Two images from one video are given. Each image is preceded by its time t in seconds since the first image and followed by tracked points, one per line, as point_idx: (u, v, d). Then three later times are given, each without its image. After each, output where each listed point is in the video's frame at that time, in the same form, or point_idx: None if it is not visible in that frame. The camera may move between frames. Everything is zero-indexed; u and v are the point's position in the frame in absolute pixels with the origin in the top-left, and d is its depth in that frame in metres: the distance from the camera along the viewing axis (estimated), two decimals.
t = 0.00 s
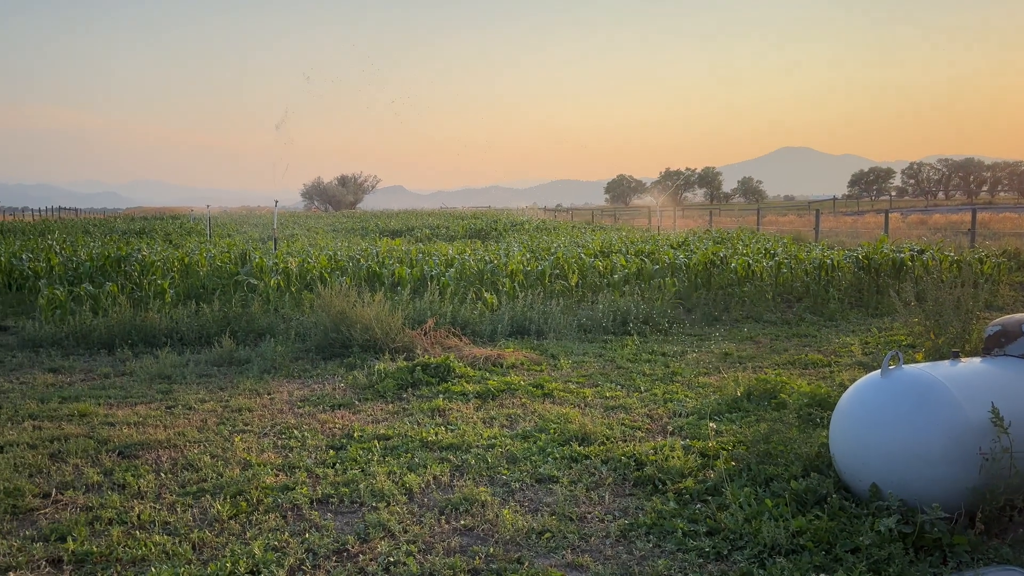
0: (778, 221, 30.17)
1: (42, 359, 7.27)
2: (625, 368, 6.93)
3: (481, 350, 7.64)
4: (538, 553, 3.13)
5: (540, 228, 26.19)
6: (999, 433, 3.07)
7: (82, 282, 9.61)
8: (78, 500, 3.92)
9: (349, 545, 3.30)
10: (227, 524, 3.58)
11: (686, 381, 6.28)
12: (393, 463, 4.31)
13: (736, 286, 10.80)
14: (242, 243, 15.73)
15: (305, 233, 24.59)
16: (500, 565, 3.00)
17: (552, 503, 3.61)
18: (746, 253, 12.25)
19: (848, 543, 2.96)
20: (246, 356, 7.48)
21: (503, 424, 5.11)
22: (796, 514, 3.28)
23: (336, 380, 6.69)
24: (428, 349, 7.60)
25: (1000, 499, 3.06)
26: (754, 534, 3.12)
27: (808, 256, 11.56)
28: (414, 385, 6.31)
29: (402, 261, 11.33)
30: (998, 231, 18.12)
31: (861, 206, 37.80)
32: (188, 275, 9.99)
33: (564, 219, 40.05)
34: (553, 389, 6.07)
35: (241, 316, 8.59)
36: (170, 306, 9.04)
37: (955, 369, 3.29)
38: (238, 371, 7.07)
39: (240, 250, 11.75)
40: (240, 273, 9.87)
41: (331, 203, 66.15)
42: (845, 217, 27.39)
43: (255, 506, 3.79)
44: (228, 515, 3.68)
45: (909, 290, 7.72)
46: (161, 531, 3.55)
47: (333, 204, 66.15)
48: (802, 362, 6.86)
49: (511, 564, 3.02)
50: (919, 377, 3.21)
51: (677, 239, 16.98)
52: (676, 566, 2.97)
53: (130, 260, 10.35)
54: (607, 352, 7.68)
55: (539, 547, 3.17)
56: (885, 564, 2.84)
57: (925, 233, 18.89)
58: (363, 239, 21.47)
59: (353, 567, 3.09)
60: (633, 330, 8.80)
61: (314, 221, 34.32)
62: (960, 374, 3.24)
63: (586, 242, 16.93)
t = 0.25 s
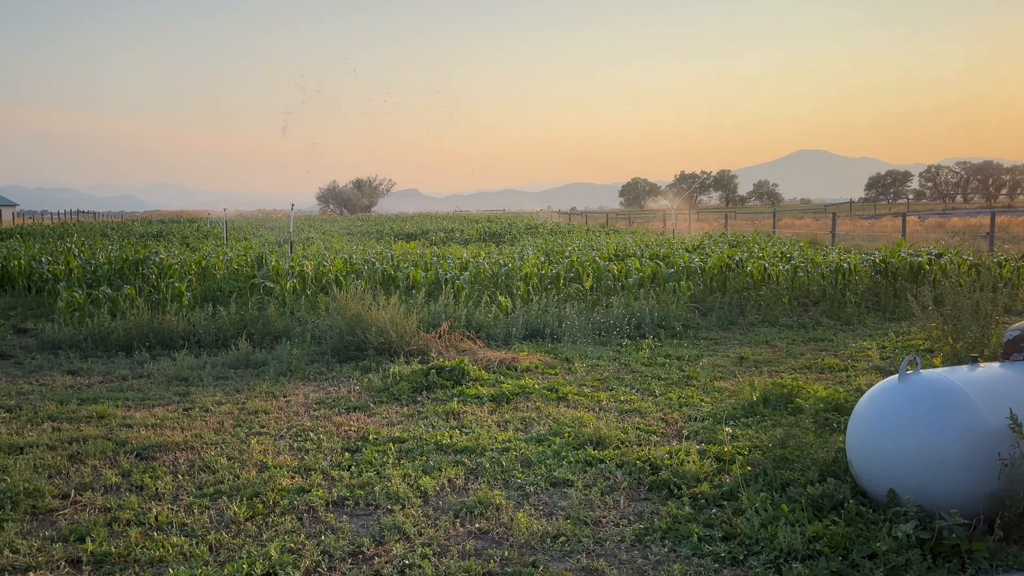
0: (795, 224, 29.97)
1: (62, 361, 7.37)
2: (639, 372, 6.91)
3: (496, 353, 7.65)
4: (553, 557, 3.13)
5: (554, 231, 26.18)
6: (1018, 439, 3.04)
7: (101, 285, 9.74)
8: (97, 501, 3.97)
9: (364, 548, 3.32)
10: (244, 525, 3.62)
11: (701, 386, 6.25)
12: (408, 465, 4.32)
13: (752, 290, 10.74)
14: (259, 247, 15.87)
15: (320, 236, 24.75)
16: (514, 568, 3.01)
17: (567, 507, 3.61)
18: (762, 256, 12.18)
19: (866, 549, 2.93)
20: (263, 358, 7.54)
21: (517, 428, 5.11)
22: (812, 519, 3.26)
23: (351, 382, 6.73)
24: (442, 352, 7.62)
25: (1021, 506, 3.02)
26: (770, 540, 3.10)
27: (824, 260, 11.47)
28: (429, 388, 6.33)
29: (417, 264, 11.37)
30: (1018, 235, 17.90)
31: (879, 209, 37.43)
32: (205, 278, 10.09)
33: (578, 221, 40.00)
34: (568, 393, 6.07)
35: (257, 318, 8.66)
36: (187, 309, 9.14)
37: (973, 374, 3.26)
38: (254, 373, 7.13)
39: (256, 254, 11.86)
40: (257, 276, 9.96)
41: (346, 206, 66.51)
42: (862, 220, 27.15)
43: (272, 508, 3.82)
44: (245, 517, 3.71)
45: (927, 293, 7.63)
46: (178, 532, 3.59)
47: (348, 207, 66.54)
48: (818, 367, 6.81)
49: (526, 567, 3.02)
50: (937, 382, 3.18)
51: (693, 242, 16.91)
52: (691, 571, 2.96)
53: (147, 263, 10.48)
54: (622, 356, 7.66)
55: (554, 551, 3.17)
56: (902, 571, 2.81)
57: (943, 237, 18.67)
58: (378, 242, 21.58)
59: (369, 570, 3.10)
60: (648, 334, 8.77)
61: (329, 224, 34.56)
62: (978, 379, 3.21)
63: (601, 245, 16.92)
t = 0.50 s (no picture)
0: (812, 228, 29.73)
1: (83, 365, 7.47)
2: (655, 376, 6.89)
3: (511, 357, 7.66)
4: (569, 561, 3.13)
5: (569, 235, 26.16)
6: None
7: (120, 289, 9.87)
8: (116, 503, 4.02)
9: (381, 551, 3.33)
10: (261, 528, 3.65)
11: (718, 391, 6.21)
12: (424, 469, 4.33)
13: (769, 294, 10.67)
14: (276, 251, 16.00)
15: (335, 241, 24.91)
16: (530, 573, 3.01)
17: (583, 512, 3.60)
18: (779, 261, 12.09)
19: (885, 556, 2.90)
20: (280, 362, 7.60)
21: (533, 432, 5.11)
22: (831, 525, 3.23)
23: (367, 386, 6.76)
24: (458, 356, 7.65)
25: None
26: (788, 545, 3.08)
27: (843, 264, 11.36)
28: (445, 392, 6.35)
29: (433, 268, 11.42)
30: None
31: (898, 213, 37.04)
32: (224, 282, 10.19)
33: (593, 226, 39.91)
34: (583, 397, 6.06)
35: (274, 322, 8.74)
36: (205, 313, 9.23)
37: (994, 380, 3.22)
38: (272, 376, 7.18)
39: (273, 258, 11.97)
40: (274, 280, 10.05)
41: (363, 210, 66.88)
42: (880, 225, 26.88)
43: (289, 511, 3.85)
44: (262, 519, 3.74)
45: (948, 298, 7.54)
46: (196, 534, 3.63)
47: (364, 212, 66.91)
48: (836, 372, 6.75)
49: (542, 572, 3.03)
50: (957, 388, 3.14)
51: (709, 246, 16.82)
52: None
53: (166, 268, 10.61)
54: (638, 360, 7.64)
55: (570, 555, 3.17)
56: None
57: (964, 241, 18.43)
58: (394, 246, 21.68)
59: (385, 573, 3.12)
60: (664, 338, 8.74)
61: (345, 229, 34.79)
62: (999, 385, 3.16)
63: (616, 249, 16.88)
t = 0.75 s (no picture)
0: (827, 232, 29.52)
1: (100, 369, 7.55)
2: (669, 381, 6.87)
3: (524, 361, 7.66)
4: (583, 566, 3.13)
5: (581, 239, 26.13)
6: None
7: (136, 293, 9.97)
8: (133, 506, 4.06)
9: (395, 555, 3.34)
10: (276, 531, 3.67)
11: (732, 396, 6.18)
12: (437, 473, 4.35)
13: (784, 299, 10.61)
14: (291, 256, 16.10)
15: (349, 245, 25.03)
16: None
17: (596, 517, 3.60)
18: (794, 265, 12.02)
19: (902, 562, 2.88)
20: (295, 366, 7.65)
21: (547, 436, 5.11)
22: (847, 531, 3.21)
23: (381, 390, 6.79)
24: (472, 360, 7.66)
25: None
26: (804, 551, 3.06)
27: (858, 268, 11.28)
28: (458, 396, 6.37)
29: (446, 273, 11.45)
30: None
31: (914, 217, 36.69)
32: (238, 287, 10.27)
33: (606, 230, 39.83)
34: (597, 402, 6.05)
35: (289, 326, 8.79)
36: (220, 317, 9.31)
37: (1011, 385, 3.19)
38: (286, 381, 7.23)
39: (288, 262, 12.05)
40: (289, 284, 10.12)
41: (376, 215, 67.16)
42: (897, 229, 26.64)
43: (303, 514, 3.87)
44: (277, 523, 3.77)
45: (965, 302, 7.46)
46: (212, 537, 3.66)
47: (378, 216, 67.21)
48: (852, 377, 6.69)
49: None
50: (975, 394, 3.11)
51: (723, 250, 16.75)
52: None
53: (181, 272, 10.72)
54: (651, 365, 7.61)
55: (584, 561, 3.16)
56: None
57: (981, 245, 18.22)
58: (407, 251, 21.76)
59: None
60: (678, 343, 8.70)
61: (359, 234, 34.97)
62: (1017, 391, 3.13)
63: (630, 253, 16.84)
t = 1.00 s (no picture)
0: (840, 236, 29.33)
1: (114, 373, 7.62)
2: (681, 386, 6.84)
3: (535, 366, 7.66)
4: (595, 572, 3.12)
5: (592, 243, 26.11)
6: None
7: (150, 298, 10.06)
8: (147, 510, 4.09)
9: (406, 560, 3.35)
10: (288, 535, 3.69)
11: (745, 401, 6.14)
12: (449, 478, 4.35)
13: (796, 303, 10.54)
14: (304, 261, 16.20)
15: (360, 250, 25.13)
16: None
17: (608, 522, 3.59)
18: (807, 269, 11.94)
19: (917, 569, 2.85)
20: (306, 371, 7.69)
21: (558, 441, 5.11)
22: (861, 537, 3.18)
23: (392, 395, 6.81)
24: (482, 365, 7.67)
25: None
26: (817, 557, 3.04)
27: (871, 273, 11.20)
28: (469, 401, 6.37)
29: (457, 278, 11.47)
30: None
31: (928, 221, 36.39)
32: (251, 292, 10.34)
33: (616, 235, 39.76)
34: (608, 407, 6.04)
35: (301, 331, 8.84)
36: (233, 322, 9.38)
37: None
38: (298, 385, 7.27)
39: (300, 267, 12.12)
40: (301, 289, 10.17)
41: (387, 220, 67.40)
42: (910, 233, 26.43)
43: (315, 519, 3.89)
44: (289, 527, 3.79)
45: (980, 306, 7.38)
46: (225, 541, 3.68)
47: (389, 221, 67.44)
48: (865, 382, 6.64)
49: None
50: (991, 399, 3.08)
51: (735, 255, 16.68)
52: None
53: (194, 277, 10.80)
54: (663, 370, 7.59)
55: (595, 566, 3.16)
56: None
57: (997, 249, 18.03)
58: (418, 256, 21.82)
59: None
60: (689, 347, 8.67)
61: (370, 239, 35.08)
62: None
63: (641, 258, 16.81)
